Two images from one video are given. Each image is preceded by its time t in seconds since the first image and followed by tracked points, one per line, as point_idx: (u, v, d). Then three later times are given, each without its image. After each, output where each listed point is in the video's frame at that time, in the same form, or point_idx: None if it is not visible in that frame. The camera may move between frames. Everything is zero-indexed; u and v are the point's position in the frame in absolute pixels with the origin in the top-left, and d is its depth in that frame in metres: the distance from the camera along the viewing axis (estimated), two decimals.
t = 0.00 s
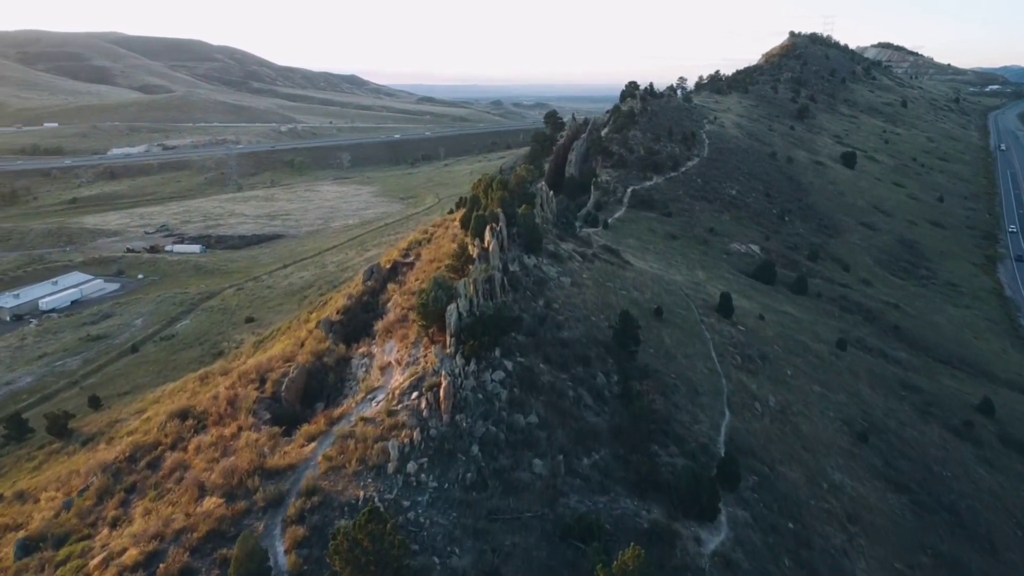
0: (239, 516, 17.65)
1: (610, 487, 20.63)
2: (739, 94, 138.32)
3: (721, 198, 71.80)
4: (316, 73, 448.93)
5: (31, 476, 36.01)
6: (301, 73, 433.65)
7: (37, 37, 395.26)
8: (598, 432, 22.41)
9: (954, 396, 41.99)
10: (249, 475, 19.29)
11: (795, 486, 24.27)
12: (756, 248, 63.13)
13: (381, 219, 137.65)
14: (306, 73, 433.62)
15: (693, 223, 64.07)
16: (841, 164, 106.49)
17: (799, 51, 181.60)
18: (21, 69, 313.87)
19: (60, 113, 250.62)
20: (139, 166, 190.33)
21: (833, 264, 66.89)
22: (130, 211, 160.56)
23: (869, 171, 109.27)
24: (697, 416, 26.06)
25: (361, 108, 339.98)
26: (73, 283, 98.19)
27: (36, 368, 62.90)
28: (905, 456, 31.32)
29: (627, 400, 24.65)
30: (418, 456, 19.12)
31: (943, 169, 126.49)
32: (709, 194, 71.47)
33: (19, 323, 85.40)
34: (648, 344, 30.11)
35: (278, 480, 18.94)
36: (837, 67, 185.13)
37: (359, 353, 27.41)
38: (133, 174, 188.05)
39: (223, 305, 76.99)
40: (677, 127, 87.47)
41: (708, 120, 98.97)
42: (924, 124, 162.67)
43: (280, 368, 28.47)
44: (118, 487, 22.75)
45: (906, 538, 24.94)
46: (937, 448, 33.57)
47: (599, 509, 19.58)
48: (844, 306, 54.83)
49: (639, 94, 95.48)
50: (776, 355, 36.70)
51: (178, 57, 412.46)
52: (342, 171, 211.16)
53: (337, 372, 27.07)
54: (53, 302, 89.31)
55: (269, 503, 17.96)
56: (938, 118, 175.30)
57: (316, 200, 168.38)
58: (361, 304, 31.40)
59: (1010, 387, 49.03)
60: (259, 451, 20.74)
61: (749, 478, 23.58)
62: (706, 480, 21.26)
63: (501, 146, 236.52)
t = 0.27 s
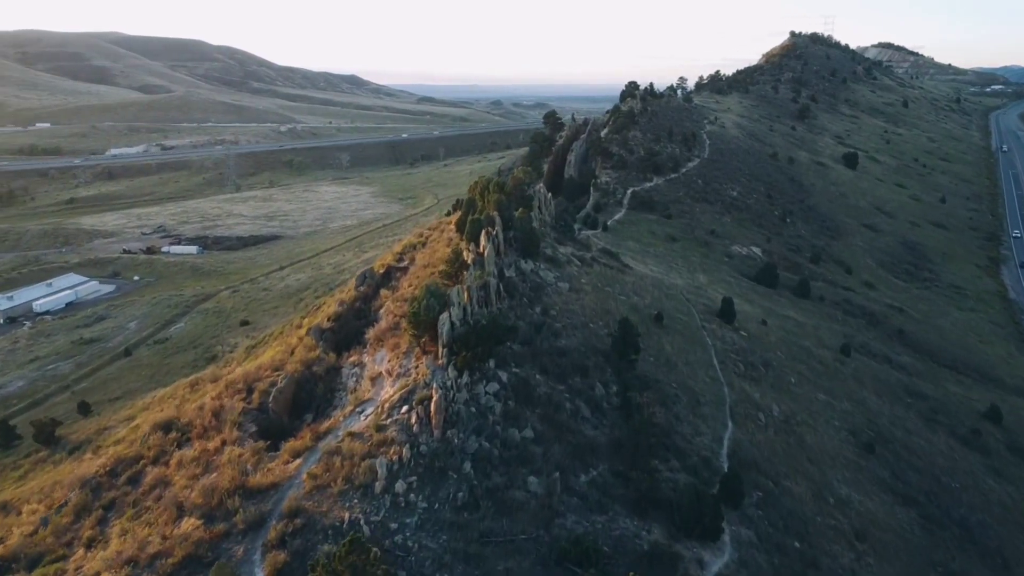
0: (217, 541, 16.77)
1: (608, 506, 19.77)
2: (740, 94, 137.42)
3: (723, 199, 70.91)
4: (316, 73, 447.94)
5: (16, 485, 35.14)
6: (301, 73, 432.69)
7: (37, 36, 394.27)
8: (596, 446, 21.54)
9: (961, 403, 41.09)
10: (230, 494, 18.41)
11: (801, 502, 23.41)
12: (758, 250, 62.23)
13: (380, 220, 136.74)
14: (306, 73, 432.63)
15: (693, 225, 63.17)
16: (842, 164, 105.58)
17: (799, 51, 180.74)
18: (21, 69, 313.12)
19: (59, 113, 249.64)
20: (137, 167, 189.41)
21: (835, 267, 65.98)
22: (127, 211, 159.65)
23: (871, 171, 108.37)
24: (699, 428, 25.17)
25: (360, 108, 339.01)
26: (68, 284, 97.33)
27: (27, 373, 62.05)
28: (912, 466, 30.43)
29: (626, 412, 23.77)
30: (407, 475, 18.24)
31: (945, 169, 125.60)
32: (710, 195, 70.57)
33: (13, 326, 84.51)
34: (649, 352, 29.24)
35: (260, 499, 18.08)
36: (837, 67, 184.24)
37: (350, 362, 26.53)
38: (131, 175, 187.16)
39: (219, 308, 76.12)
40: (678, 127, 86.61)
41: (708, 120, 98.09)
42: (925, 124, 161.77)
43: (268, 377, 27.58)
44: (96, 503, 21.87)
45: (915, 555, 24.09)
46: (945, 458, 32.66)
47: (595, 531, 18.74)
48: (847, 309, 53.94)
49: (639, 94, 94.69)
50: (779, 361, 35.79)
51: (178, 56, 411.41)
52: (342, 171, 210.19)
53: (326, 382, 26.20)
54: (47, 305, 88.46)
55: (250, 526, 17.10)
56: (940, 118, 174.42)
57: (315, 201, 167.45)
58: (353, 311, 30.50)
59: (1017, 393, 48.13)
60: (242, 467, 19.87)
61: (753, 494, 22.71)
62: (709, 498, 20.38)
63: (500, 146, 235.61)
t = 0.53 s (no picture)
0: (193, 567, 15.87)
1: (607, 526, 18.94)
2: (741, 94, 136.54)
3: (724, 200, 70.05)
4: (316, 73, 446.92)
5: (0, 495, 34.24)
6: (301, 73, 431.69)
7: (36, 36, 393.14)
8: (595, 462, 20.70)
9: (968, 411, 40.22)
10: (208, 515, 17.50)
11: (807, 519, 22.59)
12: (759, 253, 61.37)
13: (378, 221, 135.81)
14: (306, 73, 431.61)
15: (694, 227, 62.30)
16: (845, 165, 104.67)
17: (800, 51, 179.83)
18: (20, 69, 312.13)
19: (58, 113, 248.62)
20: (135, 167, 188.44)
21: (838, 269, 65.10)
22: (125, 211, 158.67)
23: (874, 172, 107.48)
24: (701, 440, 24.32)
25: (360, 108, 338.00)
26: (63, 286, 96.43)
27: (18, 377, 61.15)
28: (921, 478, 29.59)
29: (626, 424, 22.92)
30: (396, 494, 17.34)
31: (947, 169, 124.69)
32: (711, 197, 69.71)
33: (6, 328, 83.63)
34: (649, 361, 28.41)
35: (240, 521, 17.18)
36: (839, 67, 183.38)
37: (340, 372, 25.62)
38: (129, 175, 186.20)
39: (214, 310, 75.22)
40: (678, 128, 85.76)
41: (709, 121, 97.22)
42: (927, 124, 160.87)
43: (256, 387, 26.64)
44: (72, 521, 20.94)
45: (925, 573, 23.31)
46: (954, 469, 31.79)
47: (594, 554, 17.93)
48: (850, 313, 53.04)
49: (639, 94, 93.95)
50: (783, 369, 34.91)
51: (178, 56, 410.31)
52: (341, 171, 209.23)
53: (314, 393, 25.27)
54: (41, 307, 87.58)
55: (228, 550, 16.19)
56: (941, 119, 173.52)
57: (313, 201, 166.49)
58: (344, 318, 29.58)
59: None
60: (223, 485, 18.94)
61: (758, 511, 21.88)
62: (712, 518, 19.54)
63: (500, 147, 234.59)
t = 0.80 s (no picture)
0: None
1: (606, 547, 18.08)
2: (741, 94, 135.65)
3: (725, 201, 69.16)
4: (315, 73, 445.88)
5: None
6: (301, 73, 430.73)
7: (35, 36, 392.07)
8: (593, 479, 19.83)
9: (976, 417, 39.32)
10: (184, 538, 16.62)
11: (813, 537, 21.75)
12: (761, 255, 60.49)
13: (377, 221, 134.87)
14: (305, 73, 430.57)
15: (695, 228, 61.39)
16: (846, 166, 103.73)
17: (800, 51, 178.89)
18: (18, 69, 311.13)
19: (56, 113, 247.59)
20: (133, 167, 187.41)
21: (841, 272, 64.20)
22: (122, 212, 157.67)
23: (875, 173, 106.60)
24: (704, 453, 23.44)
25: (360, 108, 337.07)
26: (58, 288, 95.47)
27: (8, 380, 60.21)
28: (929, 489, 28.71)
29: (626, 437, 22.03)
30: (383, 515, 16.43)
31: (949, 170, 123.78)
32: (712, 198, 68.79)
33: None
34: (650, 368, 27.53)
35: (218, 543, 16.30)
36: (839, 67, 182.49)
37: (329, 381, 24.73)
38: (127, 175, 185.18)
39: (208, 313, 74.30)
40: (678, 128, 84.86)
41: (710, 121, 96.31)
42: (929, 124, 159.97)
43: (242, 396, 25.72)
44: (45, 540, 20.02)
45: None
46: (963, 478, 30.92)
47: None
48: (854, 317, 52.14)
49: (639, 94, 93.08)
50: (787, 375, 34.02)
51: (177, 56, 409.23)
52: (340, 171, 208.26)
53: (302, 403, 24.37)
54: (35, 309, 86.61)
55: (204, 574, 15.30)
56: (943, 119, 172.60)
57: (312, 201, 165.52)
58: (334, 324, 28.66)
59: None
60: (202, 503, 18.04)
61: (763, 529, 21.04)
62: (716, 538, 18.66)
63: (499, 147, 233.65)
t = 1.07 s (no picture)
0: None
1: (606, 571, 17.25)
2: (743, 94, 134.66)
3: (727, 203, 68.22)
4: (316, 73, 444.91)
5: None
6: (301, 73, 429.79)
7: (35, 36, 391.26)
8: (593, 497, 18.96)
9: (985, 424, 38.37)
10: (160, 564, 15.75)
11: (821, 557, 20.89)
12: (764, 257, 59.56)
13: (376, 222, 133.96)
14: (306, 73, 429.54)
15: (697, 230, 60.47)
16: (850, 166, 102.71)
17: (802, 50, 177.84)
18: (18, 69, 310.29)
19: (55, 113, 246.71)
20: (132, 167, 186.50)
21: (846, 274, 63.24)
22: (121, 213, 156.77)
23: (879, 173, 105.63)
24: (708, 466, 22.58)
25: (360, 108, 336.16)
26: (54, 289, 94.63)
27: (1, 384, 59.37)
28: (941, 502, 27.80)
29: (627, 451, 21.16)
30: (370, 538, 15.55)
31: (953, 170, 122.75)
32: (714, 199, 67.84)
33: None
34: (652, 377, 26.63)
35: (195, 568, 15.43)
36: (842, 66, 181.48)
37: (319, 392, 23.81)
38: (126, 175, 184.26)
39: (204, 315, 73.47)
40: (680, 128, 83.90)
41: (712, 121, 95.34)
42: (932, 124, 158.89)
43: (229, 406, 24.79)
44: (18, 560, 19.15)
45: None
46: (974, 489, 29.98)
47: None
48: (859, 320, 51.18)
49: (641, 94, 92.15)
50: (792, 382, 33.10)
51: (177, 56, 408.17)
52: (340, 171, 207.26)
53: (291, 414, 23.46)
54: (30, 311, 85.74)
55: None
56: (946, 119, 171.56)
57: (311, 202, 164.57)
58: (326, 332, 27.73)
59: None
60: (181, 524, 17.19)
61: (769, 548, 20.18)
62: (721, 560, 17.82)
63: (500, 147, 232.67)
